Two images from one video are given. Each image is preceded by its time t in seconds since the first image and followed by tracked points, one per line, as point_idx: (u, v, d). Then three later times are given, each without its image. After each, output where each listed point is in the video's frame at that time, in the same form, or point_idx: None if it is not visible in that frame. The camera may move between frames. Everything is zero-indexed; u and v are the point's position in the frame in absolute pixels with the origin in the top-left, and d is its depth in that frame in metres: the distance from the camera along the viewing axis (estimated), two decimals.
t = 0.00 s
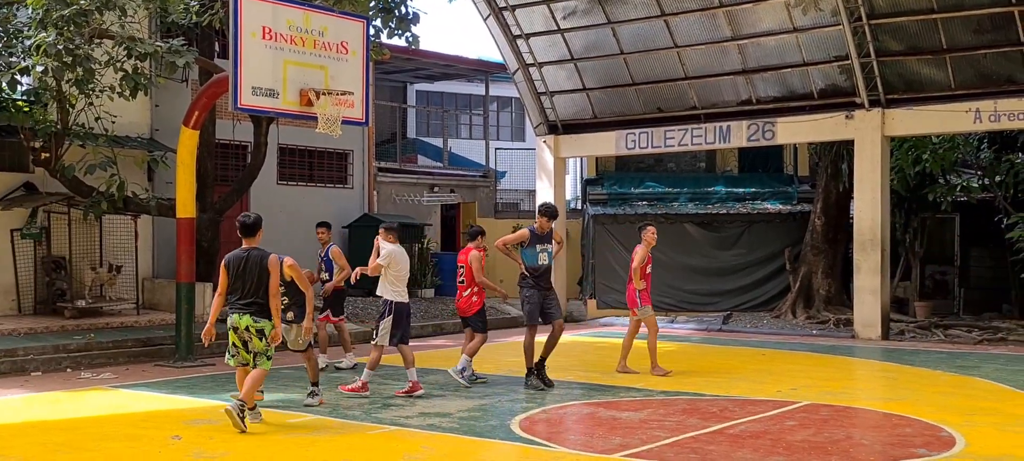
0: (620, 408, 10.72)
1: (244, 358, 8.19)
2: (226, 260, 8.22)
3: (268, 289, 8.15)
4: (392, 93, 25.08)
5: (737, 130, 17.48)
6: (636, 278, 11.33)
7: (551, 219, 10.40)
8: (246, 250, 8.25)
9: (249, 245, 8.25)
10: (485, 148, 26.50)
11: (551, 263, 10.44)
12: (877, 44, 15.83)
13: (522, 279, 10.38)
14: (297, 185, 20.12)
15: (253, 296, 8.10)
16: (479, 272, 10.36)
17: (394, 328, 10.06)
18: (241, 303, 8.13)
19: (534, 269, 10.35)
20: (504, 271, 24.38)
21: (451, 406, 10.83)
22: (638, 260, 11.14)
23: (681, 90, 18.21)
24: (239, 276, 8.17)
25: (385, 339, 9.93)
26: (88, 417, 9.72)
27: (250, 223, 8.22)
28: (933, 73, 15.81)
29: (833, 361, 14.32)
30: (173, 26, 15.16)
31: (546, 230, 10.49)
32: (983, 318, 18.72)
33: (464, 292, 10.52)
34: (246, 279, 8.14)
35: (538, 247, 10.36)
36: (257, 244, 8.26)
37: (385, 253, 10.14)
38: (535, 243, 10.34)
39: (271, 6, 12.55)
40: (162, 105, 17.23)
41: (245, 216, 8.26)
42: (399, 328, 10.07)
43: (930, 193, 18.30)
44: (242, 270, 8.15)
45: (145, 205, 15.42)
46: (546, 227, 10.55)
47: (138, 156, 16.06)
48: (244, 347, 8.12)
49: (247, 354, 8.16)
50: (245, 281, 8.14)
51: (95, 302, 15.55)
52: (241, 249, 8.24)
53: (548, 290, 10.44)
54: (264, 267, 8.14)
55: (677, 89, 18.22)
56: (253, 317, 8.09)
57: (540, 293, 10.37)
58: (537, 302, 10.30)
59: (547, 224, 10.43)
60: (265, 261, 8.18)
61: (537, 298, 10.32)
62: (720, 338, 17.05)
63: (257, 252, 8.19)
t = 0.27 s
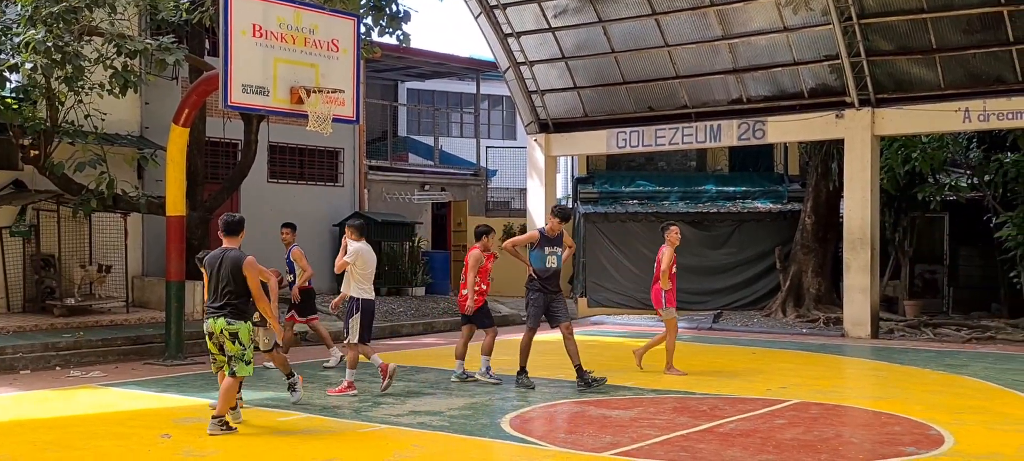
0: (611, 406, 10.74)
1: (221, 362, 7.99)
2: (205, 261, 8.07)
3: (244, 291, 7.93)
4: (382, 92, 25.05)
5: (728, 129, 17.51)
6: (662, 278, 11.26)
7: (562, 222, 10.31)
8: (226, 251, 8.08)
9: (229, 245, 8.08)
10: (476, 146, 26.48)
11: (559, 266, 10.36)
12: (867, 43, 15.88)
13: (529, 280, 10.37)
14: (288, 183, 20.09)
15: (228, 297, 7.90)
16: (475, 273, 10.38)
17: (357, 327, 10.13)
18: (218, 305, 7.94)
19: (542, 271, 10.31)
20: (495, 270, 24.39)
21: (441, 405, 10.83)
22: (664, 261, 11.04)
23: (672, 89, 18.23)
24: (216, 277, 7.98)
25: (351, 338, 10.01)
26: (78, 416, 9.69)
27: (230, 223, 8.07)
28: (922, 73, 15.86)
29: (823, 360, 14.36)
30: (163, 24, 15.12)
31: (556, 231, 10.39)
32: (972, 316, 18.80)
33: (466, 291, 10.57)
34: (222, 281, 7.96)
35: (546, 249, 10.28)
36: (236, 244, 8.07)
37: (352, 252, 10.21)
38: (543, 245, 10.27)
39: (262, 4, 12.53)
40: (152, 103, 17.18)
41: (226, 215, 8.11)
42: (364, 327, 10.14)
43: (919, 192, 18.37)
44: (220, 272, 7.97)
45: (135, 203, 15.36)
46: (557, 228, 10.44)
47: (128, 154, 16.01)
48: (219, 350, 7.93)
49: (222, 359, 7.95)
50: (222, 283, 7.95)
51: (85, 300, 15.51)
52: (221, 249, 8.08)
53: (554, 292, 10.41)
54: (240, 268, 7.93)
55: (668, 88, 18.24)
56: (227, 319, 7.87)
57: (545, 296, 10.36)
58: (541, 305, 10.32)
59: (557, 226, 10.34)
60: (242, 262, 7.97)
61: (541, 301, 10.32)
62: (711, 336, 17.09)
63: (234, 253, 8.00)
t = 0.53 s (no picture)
0: (608, 404, 10.75)
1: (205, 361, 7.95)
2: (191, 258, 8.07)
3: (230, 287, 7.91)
4: (379, 90, 25.03)
5: (725, 128, 17.51)
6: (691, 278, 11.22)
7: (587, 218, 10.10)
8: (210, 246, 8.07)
9: (214, 240, 8.06)
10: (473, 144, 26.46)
11: (584, 263, 10.16)
12: (863, 41, 15.89)
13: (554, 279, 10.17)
14: (285, 181, 20.07)
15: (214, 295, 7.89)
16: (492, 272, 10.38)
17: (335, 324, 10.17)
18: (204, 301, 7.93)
19: (566, 269, 10.11)
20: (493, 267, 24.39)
21: (438, 403, 10.83)
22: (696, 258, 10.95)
23: (669, 87, 18.24)
24: (202, 275, 7.98)
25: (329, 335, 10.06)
26: (74, 414, 9.68)
27: (214, 217, 8.03)
28: (919, 71, 15.87)
29: (820, 357, 14.38)
30: (160, 21, 15.08)
31: (581, 227, 10.23)
32: (968, 314, 18.82)
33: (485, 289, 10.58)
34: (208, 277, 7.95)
35: (570, 245, 10.11)
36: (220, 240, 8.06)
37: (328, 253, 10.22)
38: (568, 241, 10.11)
39: (259, 2, 12.51)
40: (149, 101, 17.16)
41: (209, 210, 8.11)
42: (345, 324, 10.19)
43: (916, 190, 18.38)
44: (205, 267, 7.96)
45: (131, 202, 15.32)
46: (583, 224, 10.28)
47: (124, 152, 15.98)
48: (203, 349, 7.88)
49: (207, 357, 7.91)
50: (208, 279, 7.94)
51: (81, 298, 15.49)
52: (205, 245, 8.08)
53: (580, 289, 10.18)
54: (225, 265, 7.90)
55: (665, 85, 18.25)
56: (213, 317, 7.86)
57: (572, 294, 10.13)
58: (570, 303, 10.09)
59: (583, 222, 10.15)
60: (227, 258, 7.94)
61: (570, 299, 10.10)
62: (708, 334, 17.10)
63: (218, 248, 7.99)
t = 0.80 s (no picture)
0: (609, 402, 10.75)
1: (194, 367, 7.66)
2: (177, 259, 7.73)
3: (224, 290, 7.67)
4: (380, 87, 25.02)
5: (726, 126, 17.52)
6: (720, 273, 11.11)
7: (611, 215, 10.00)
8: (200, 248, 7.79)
9: (204, 242, 7.79)
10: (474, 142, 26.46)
11: (609, 260, 10.06)
12: (864, 39, 15.87)
13: (580, 276, 10.02)
14: (286, 179, 20.08)
15: (213, 299, 7.65)
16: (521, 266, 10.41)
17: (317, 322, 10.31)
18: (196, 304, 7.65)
19: (591, 266, 10.01)
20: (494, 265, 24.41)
21: (439, 400, 10.83)
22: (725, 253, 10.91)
23: (669, 85, 18.24)
24: (195, 279, 7.66)
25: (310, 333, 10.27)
26: (75, 411, 9.69)
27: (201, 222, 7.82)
28: (920, 69, 15.87)
29: (820, 355, 14.37)
30: (160, 19, 15.07)
31: (605, 223, 10.13)
32: (968, 312, 18.81)
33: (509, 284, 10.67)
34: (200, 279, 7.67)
35: (596, 242, 9.98)
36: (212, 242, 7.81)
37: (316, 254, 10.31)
38: (592, 238, 9.99)
39: None
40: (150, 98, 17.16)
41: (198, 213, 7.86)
42: (327, 325, 10.34)
43: (916, 188, 18.39)
44: (196, 270, 7.67)
45: (132, 199, 15.31)
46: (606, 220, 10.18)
47: (125, 149, 15.97)
48: (198, 353, 7.63)
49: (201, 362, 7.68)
50: (199, 281, 7.65)
51: (82, 295, 15.49)
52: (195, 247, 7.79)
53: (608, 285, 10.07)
54: (220, 267, 7.64)
55: (665, 83, 18.25)
56: (214, 322, 7.65)
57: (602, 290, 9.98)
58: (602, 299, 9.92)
59: (607, 219, 10.04)
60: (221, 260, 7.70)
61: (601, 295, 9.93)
62: (708, 332, 17.10)
63: (212, 250, 7.72)
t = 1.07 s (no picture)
0: (606, 399, 10.76)
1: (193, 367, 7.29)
2: (165, 254, 7.19)
3: (216, 288, 7.44)
4: (377, 85, 24.97)
5: (723, 123, 17.52)
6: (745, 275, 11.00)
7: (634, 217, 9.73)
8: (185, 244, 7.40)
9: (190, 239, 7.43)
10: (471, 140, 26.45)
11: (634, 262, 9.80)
12: (862, 37, 15.86)
13: (605, 279, 9.76)
14: (283, 176, 20.06)
15: (210, 295, 7.35)
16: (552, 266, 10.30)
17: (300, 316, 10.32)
18: (190, 302, 7.24)
19: (617, 269, 9.75)
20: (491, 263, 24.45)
21: (437, 398, 10.84)
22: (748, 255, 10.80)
23: (667, 82, 18.24)
24: (190, 275, 7.25)
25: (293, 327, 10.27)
26: (72, 408, 9.68)
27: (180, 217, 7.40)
28: (917, 67, 15.88)
29: (818, 353, 14.37)
30: (158, 16, 15.03)
31: (630, 226, 9.88)
32: (965, 310, 18.84)
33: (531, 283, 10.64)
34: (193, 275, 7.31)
35: (621, 247, 9.74)
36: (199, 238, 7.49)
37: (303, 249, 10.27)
38: (616, 242, 9.73)
39: None
40: (146, 95, 17.13)
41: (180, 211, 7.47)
42: (310, 320, 10.30)
43: (913, 186, 18.41)
44: (189, 265, 7.26)
45: (129, 196, 15.28)
46: (631, 223, 9.92)
47: (122, 146, 15.94)
48: (196, 353, 7.28)
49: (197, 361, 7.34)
50: (195, 278, 7.28)
51: (78, 292, 15.47)
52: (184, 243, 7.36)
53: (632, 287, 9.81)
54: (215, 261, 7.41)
55: (663, 81, 18.25)
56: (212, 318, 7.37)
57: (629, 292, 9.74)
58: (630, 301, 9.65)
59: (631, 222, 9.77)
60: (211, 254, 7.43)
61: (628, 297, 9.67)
62: (706, 330, 17.11)
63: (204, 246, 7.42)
